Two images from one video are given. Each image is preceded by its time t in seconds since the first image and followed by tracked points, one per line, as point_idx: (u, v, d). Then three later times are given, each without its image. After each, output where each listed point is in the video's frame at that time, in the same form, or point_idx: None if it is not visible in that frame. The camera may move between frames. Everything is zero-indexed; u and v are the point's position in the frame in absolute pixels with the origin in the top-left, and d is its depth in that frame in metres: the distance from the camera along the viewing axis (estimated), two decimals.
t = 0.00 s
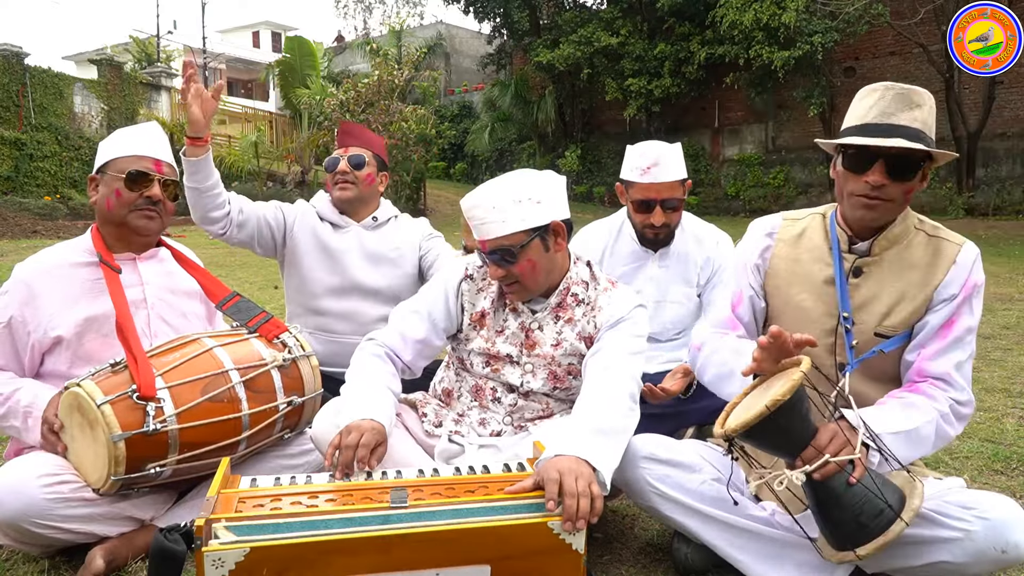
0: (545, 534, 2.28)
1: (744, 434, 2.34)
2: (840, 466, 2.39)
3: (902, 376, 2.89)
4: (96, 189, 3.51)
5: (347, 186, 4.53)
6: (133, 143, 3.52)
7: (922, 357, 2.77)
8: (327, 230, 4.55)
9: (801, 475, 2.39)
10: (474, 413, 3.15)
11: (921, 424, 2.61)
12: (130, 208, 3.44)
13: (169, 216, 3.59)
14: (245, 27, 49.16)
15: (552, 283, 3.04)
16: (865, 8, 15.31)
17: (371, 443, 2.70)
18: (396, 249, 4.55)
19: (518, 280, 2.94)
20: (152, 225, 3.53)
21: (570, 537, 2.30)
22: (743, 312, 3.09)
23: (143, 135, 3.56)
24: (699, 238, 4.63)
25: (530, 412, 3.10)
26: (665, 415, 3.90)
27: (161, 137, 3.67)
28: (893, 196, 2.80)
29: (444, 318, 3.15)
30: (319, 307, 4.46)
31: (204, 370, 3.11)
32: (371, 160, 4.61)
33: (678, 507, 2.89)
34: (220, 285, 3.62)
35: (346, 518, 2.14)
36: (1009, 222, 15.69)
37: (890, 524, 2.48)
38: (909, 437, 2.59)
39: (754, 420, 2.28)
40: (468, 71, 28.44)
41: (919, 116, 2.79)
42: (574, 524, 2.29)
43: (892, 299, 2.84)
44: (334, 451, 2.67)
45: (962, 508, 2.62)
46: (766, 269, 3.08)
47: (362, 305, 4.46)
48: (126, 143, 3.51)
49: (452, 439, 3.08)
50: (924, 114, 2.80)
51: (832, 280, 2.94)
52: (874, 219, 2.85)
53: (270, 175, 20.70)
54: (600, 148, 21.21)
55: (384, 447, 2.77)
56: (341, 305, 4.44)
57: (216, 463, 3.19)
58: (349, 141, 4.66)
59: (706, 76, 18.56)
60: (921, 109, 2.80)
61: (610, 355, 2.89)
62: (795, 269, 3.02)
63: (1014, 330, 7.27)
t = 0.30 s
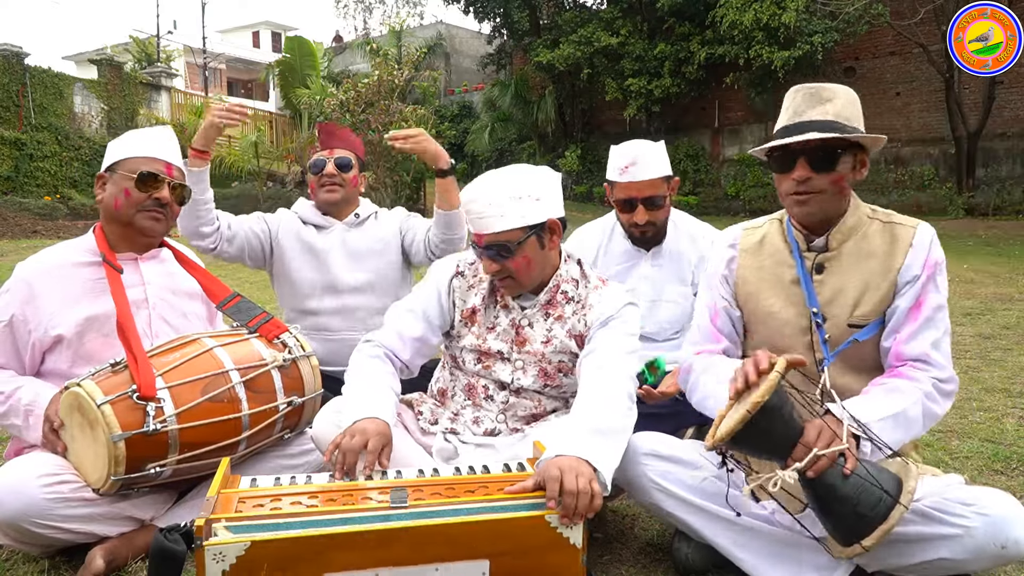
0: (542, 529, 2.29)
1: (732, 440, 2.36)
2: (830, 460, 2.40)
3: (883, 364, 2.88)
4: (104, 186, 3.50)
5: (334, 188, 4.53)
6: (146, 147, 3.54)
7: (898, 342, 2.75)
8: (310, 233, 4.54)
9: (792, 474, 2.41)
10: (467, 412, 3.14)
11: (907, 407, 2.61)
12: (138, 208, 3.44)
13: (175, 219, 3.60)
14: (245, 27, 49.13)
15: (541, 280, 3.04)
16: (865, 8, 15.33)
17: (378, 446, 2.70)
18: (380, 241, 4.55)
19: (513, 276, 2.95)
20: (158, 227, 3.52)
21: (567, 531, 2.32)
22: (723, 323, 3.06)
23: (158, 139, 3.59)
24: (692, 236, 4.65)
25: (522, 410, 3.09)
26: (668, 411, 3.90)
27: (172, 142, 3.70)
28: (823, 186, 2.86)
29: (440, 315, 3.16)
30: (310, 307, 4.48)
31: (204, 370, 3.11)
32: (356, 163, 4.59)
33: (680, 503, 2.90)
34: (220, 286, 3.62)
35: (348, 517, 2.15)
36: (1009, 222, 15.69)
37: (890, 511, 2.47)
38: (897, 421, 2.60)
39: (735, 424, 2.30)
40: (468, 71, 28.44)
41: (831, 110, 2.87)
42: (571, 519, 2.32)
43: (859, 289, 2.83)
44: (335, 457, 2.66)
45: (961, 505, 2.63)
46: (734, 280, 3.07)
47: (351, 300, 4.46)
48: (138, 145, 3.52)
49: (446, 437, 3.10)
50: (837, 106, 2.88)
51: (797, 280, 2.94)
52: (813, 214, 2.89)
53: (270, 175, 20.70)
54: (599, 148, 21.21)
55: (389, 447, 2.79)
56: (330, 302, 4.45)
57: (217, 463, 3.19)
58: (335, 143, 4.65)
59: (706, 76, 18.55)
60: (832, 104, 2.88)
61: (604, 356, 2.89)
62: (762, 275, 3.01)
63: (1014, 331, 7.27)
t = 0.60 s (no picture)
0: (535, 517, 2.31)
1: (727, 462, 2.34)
2: (823, 467, 2.42)
3: (867, 360, 2.87)
4: (111, 186, 3.49)
5: (327, 192, 4.62)
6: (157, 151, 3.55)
7: (880, 336, 2.75)
8: (300, 231, 4.56)
9: (790, 487, 2.41)
10: (443, 408, 3.17)
11: (896, 401, 2.59)
12: (145, 210, 3.44)
13: (180, 224, 3.60)
14: (245, 27, 49.14)
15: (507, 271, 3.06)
16: (865, 8, 15.33)
17: (379, 446, 2.71)
18: (365, 230, 4.64)
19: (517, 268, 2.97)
20: (163, 229, 3.52)
21: (563, 521, 2.34)
22: (709, 341, 3.05)
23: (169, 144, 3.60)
24: (678, 231, 4.56)
25: (491, 402, 3.10)
26: (670, 414, 3.96)
27: (182, 146, 3.72)
28: (771, 196, 2.89)
29: (413, 303, 3.16)
30: (304, 303, 4.48)
31: (204, 370, 3.10)
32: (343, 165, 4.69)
33: (680, 502, 2.91)
34: (221, 286, 3.61)
35: (344, 516, 2.14)
36: (1009, 222, 15.70)
37: (890, 507, 2.46)
38: (888, 416, 2.58)
39: (729, 449, 2.27)
40: (468, 71, 28.44)
41: (767, 119, 2.89)
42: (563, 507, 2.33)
43: (833, 286, 2.84)
44: (334, 450, 2.66)
45: (961, 504, 2.62)
46: (711, 297, 3.06)
47: (344, 291, 4.49)
48: (148, 147, 3.53)
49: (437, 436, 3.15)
50: (773, 114, 2.89)
51: (770, 288, 2.93)
52: (771, 222, 2.91)
53: (270, 175, 20.70)
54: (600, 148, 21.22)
55: (394, 446, 2.80)
56: (323, 295, 4.47)
57: (216, 463, 3.19)
58: (320, 145, 4.65)
59: (707, 76, 18.55)
60: (766, 113, 2.89)
61: (577, 349, 2.88)
62: (738, 286, 2.99)
63: (1014, 330, 7.27)
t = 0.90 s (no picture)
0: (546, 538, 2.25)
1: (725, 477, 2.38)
2: (820, 474, 2.41)
3: (856, 359, 2.87)
4: (113, 185, 3.49)
5: (317, 197, 4.64)
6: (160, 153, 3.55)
7: (867, 336, 2.75)
8: (292, 235, 4.57)
9: (788, 497, 2.42)
10: (434, 406, 3.19)
11: (888, 399, 2.59)
12: (148, 210, 3.43)
13: (182, 225, 3.59)
14: (244, 27, 49.15)
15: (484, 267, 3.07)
16: (865, 8, 15.33)
17: (379, 446, 2.71)
18: (356, 229, 4.65)
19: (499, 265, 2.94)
20: (166, 230, 3.52)
21: (571, 541, 2.29)
22: (696, 351, 3.04)
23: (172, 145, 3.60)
24: (670, 232, 4.56)
25: (478, 400, 3.11)
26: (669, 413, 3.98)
27: (183, 146, 3.71)
28: (741, 204, 2.88)
29: (401, 302, 3.19)
30: (300, 304, 4.48)
31: (205, 370, 3.10)
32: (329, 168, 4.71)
33: (680, 502, 2.91)
34: (221, 286, 3.60)
35: (345, 518, 2.14)
36: (1009, 221, 15.71)
37: (888, 509, 2.46)
38: (882, 416, 2.58)
39: (724, 461, 2.32)
40: (468, 71, 28.44)
41: (728, 130, 2.89)
42: (575, 527, 2.28)
43: (816, 288, 2.84)
44: (334, 451, 2.66)
45: (961, 504, 2.62)
46: (696, 307, 3.04)
47: (338, 290, 4.49)
48: (150, 148, 3.52)
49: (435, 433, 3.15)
50: (732, 123, 2.89)
51: (753, 295, 2.93)
52: (746, 228, 2.90)
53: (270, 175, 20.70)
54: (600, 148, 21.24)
55: (395, 445, 2.81)
56: (317, 295, 4.47)
57: (216, 463, 3.19)
58: (303, 151, 4.65)
59: (707, 76, 18.54)
60: (726, 125, 2.90)
61: (563, 344, 2.87)
62: (722, 295, 2.98)
63: (1013, 330, 7.27)
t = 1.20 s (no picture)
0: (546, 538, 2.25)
1: (722, 458, 2.36)
2: (817, 456, 2.39)
3: (850, 356, 2.86)
4: (109, 185, 3.49)
5: (304, 201, 4.61)
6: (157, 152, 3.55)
7: (858, 331, 2.74)
8: (282, 240, 4.57)
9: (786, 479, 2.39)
10: (431, 404, 3.20)
11: (884, 389, 2.58)
12: (144, 210, 3.43)
13: (179, 224, 3.59)
14: (245, 27, 49.14)
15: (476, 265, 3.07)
16: (866, 8, 15.32)
17: (378, 446, 2.71)
18: (348, 231, 4.67)
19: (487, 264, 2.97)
20: (162, 230, 3.52)
21: (571, 540, 2.28)
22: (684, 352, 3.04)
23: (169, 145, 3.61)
24: (676, 233, 4.59)
25: (474, 399, 3.11)
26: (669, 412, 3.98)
27: (179, 145, 3.71)
28: (723, 209, 2.87)
29: (397, 301, 3.20)
30: (300, 306, 4.46)
31: (204, 370, 3.10)
32: (314, 172, 4.68)
33: (680, 501, 2.91)
34: (220, 286, 3.61)
35: (345, 519, 2.14)
36: (1009, 222, 15.72)
37: (888, 492, 2.36)
38: (878, 404, 2.57)
39: (718, 442, 2.32)
40: (468, 71, 28.45)
41: (707, 136, 2.90)
42: (576, 526, 2.27)
43: (806, 287, 2.84)
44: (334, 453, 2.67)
45: (961, 505, 2.62)
46: (688, 309, 3.07)
47: (334, 291, 4.50)
48: (146, 148, 3.52)
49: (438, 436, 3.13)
50: (712, 128, 2.90)
51: (745, 296, 2.94)
52: (731, 231, 2.89)
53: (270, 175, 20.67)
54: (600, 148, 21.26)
55: (395, 444, 2.81)
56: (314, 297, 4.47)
57: (216, 463, 3.18)
58: (287, 156, 4.59)
59: (707, 76, 18.52)
60: (707, 129, 2.91)
61: (558, 343, 2.85)
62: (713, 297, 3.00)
63: (1014, 330, 7.27)
